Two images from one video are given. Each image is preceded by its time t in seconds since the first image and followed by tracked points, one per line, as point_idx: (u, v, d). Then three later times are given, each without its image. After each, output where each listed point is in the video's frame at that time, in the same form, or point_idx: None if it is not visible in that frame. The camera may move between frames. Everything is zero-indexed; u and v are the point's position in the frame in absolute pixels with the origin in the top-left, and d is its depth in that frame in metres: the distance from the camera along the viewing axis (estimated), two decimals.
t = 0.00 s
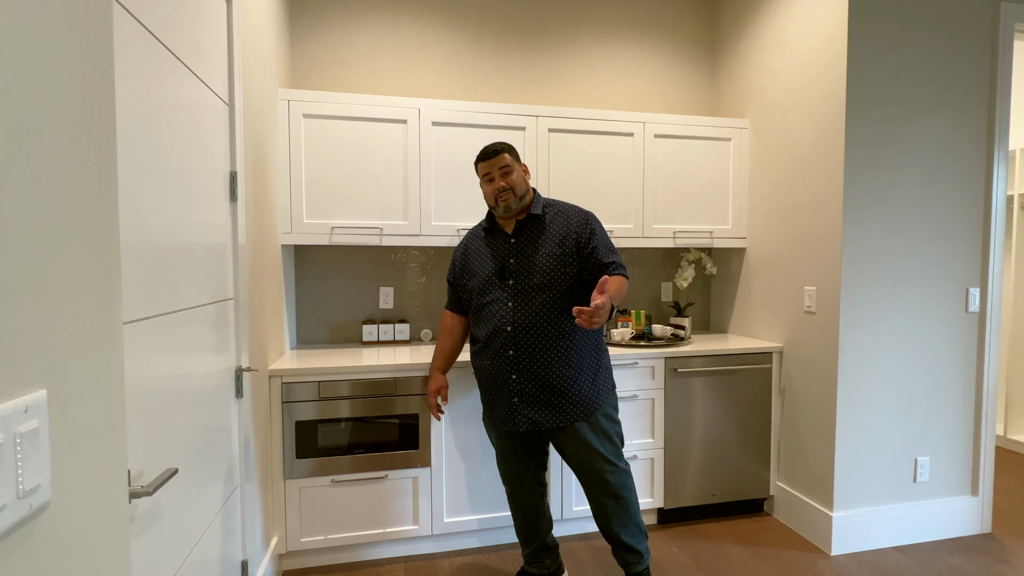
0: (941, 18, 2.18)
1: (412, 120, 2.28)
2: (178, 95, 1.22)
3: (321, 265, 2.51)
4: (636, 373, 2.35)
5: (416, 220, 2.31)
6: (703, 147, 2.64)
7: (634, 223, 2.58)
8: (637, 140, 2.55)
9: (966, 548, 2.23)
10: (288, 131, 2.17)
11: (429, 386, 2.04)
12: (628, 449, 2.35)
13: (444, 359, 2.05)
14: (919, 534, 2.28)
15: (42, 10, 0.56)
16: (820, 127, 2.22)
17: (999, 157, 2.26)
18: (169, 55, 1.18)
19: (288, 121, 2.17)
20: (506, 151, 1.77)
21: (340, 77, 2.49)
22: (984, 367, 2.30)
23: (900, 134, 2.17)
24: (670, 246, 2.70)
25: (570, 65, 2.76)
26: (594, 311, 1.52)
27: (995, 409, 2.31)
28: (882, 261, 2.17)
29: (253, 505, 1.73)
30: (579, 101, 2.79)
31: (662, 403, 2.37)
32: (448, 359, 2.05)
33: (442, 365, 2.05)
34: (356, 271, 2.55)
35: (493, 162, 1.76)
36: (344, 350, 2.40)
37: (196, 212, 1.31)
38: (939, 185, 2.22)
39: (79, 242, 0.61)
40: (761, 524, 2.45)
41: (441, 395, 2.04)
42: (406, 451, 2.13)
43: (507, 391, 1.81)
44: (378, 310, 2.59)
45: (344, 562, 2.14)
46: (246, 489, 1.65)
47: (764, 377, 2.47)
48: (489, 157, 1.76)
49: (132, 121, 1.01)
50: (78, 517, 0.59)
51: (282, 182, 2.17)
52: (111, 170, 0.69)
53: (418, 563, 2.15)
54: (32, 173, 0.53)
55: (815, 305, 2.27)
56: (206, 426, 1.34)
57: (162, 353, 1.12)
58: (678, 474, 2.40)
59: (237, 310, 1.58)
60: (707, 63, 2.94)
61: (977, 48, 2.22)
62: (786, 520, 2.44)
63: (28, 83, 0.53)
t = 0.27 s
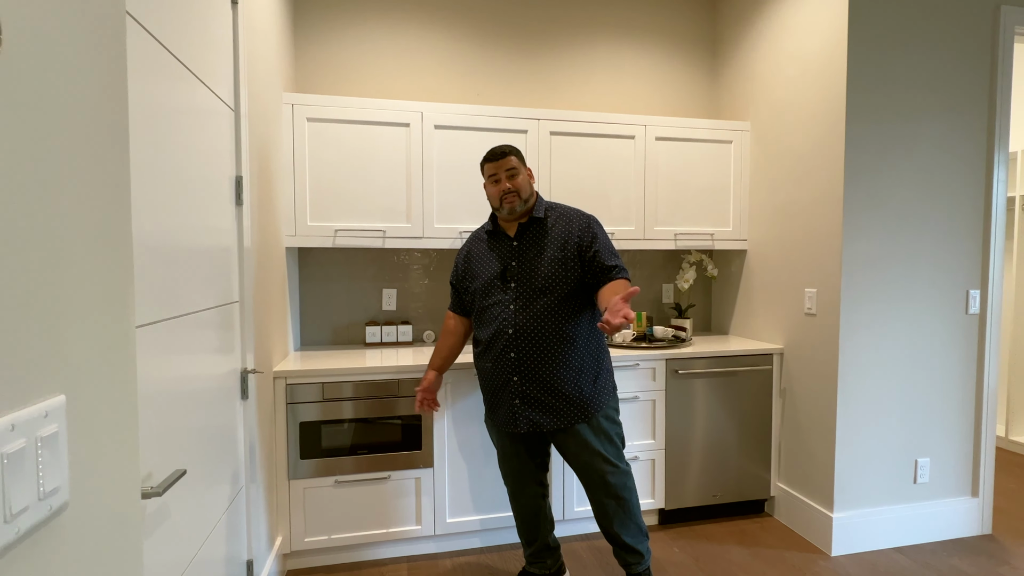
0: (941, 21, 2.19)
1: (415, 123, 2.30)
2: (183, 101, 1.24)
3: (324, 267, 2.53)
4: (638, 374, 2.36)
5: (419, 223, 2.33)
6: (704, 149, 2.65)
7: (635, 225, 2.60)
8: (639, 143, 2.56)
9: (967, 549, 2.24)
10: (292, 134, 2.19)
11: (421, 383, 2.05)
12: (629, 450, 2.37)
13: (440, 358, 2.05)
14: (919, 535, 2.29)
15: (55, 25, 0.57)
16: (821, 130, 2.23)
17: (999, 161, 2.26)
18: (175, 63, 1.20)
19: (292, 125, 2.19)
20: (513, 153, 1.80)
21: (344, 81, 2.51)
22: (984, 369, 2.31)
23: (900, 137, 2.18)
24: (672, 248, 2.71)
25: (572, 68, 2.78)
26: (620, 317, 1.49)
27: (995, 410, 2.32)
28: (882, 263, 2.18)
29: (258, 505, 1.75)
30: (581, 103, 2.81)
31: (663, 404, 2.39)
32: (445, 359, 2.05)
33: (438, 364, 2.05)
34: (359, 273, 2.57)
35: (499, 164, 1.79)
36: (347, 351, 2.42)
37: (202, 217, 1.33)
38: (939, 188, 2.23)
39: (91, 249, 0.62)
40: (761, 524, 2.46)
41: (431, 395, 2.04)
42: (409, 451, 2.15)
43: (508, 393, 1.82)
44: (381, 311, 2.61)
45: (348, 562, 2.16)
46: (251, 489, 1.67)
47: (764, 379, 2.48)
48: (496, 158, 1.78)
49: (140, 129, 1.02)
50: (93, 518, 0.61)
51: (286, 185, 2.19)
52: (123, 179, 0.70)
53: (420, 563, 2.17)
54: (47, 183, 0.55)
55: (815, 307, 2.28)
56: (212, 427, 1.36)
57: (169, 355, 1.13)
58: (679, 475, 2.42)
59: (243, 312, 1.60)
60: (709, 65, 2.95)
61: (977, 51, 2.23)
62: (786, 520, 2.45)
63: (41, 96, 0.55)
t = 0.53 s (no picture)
0: (942, 22, 2.19)
1: (416, 124, 2.30)
2: (185, 103, 1.24)
3: (326, 267, 2.54)
4: (639, 375, 2.36)
5: (420, 224, 2.34)
6: (705, 150, 2.65)
7: (636, 226, 2.60)
8: (640, 143, 2.56)
9: (968, 550, 2.23)
10: (294, 135, 2.20)
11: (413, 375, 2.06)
12: (629, 450, 2.37)
13: (435, 354, 2.05)
14: (921, 536, 2.29)
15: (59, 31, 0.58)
16: (822, 130, 2.23)
17: (1002, 158, 2.26)
18: (177, 65, 1.21)
19: (294, 126, 2.20)
20: (522, 154, 1.82)
21: (345, 82, 2.51)
22: (985, 370, 2.30)
23: (902, 137, 2.18)
24: (672, 249, 2.71)
25: (573, 69, 2.78)
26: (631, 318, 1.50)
27: (997, 411, 2.32)
28: (884, 264, 2.18)
29: (259, 505, 1.75)
30: (582, 104, 2.81)
31: (664, 405, 2.39)
32: (440, 356, 2.05)
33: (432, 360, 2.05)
34: (361, 274, 2.58)
35: (509, 162, 1.79)
36: (349, 352, 2.42)
37: (204, 218, 1.33)
38: (942, 186, 2.23)
39: (93, 251, 0.63)
40: (762, 525, 2.46)
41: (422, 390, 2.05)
42: (410, 452, 2.16)
43: (508, 393, 1.83)
44: (382, 312, 2.61)
45: (349, 562, 2.17)
46: (253, 489, 1.68)
47: (765, 379, 2.48)
48: (506, 157, 1.78)
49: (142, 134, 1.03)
50: (96, 519, 0.61)
51: (287, 186, 2.19)
52: (126, 182, 0.71)
53: (422, 563, 2.17)
54: (50, 187, 0.55)
55: (816, 307, 2.28)
56: (214, 428, 1.37)
57: (172, 357, 1.14)
58: (680, 476, 2.42)
59: (245, 313, 1.61)
60: (710, 66, 2.95)
61: (979, 51, 2.23)
62: (787, 521, 2.45)
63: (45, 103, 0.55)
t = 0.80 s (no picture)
0: (944, 21, 2.18)
1: (416, 123, 2.30)
2: (184, 101, 1.24)
3: (326, 267, 2.54)
4: (639, 374, 2.36)
5: (420, 223, 2.33)
6: (706, 149, 2.65)
7: (637, 225, 2.59)
8: (641, 142, 2.56)
9: (970, 551, 2.23)
10: (294, 134, 2.20)
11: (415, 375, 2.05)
12: (630, 450, 2.36)
13: (436, 353, 2.05)
14: (923, 536, 2.28)
15: (55, 29, 0.57)
16: (824, 129, 2.22)
17: (1003, 159, 2.25)
18: (176, 62, 1.20)
19: (294, 125, 2.19)
20: (524, 153, 1.81)
21: (346, 81, 2.51)
22: (987, 369, 2.30)
23: (903, 137, 2.17)
24: (673, 248, 2.70)
25: (573, 68, 2.77)
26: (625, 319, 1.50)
27: (999, 411, 2.31)
28: (886, 263, 2.17)
29: (259, 505, 1.75)
30: (583, 103, 2.80)
31: (665, 404, 2.38)
32: (441, 356, 2.04)
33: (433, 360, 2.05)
34: (361, 273, 2.58)
35: (510, 162, 1.79)
36: (349, 351, 2.42)
37: (203, 217, 1.33)
38: (943, 186, 2.22)
39: (90, 249, 0.62)
40: (764, 525, 2.46)
41: (424, 390, 2.04)
42: (411, 452, 2.15)
43: (508, 392, 1.82)
44: (382, 311, 2.61)
45: (349, 562, 2.16)
46: (253, 489, 1.68)
47: (766, 379, 2.47)
48: (507, 157, 1.78)
49: (141, 131, 1.02)
50: (93, 518, 0.61)
51: (287, 185, 2.19)
52: (124, 179, 0.70)
53: (422, 563, 2.16)
54: (47, 184, 0.55)
55: (818, 307, 2.27)
56: (214, 427, 1.36)
57: (171, 356, 1.13)
58: (681, 475, 2.41)
59: (244, 312, 1.61)
60: (711, 65, 2.94)
61: (981, 50, 2.22)
62: (788, 521, 2.45)
63: (41, 99, 0.55)
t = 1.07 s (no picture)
0: (945, 21, 2.18)
1: (417, 123, 2.30)
2: (184, 99, 1.23)
3: (327, 266, 2.54)
4: (640, 374, 2.36)
5: (421, 223, 2.33)
6: (707, 148, 2.64)
7: (638, 225, 2.59)
8: (641, 142, 2.56)
9: (971, 550, 2.22)
10: (294, 134, 2.19)
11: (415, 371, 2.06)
12: (631, 450, 2.36)
13: (436, 350, 2.05)
14: (923, 535, 2.28)
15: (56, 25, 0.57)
16: (825, 128, 2.22)
17: (1004, 159, 2.25)
18: (177, 61, 1.20)
19: (294, 124, 2.19)
20: (527, 154, 1.76)
21: (346, 81, 2.51)
22: (989, 369, 2.29)
23: (905, 136, 2.16)
24: (674, 248, 2.70)
25: (574, 67, 2.77)
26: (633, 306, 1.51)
27: (999, 410, 2.31)
28: (887, 263, 2.17)
29: (259, 504, 1.74)
30: (583, 103, 2.80)
31: (666, 404, 2.38)
32: (440, 353, 2.04)
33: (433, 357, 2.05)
34: (361, 273, 2.57)
35: (509, 161, 1.76)
36: (349, 351, 2.42)
37: (204, 217, 1.33)
38: (944, 186, 2.22)
39: (91, 247, 0.62)
40: (764, 524, 2.45)
41: (424, 387, 2.04)
42: (411, 451, 2.15)
43: (509, 391, 1.82)
44: (383, 311, 2.61)
45: (349, 562, 2.16)
46: (254, 488, 1.67)
47: (767, 379, 2.47)
48: (507, 155, 1.76)
49: (142, 130, 1.02)
50: (95, 517, 0.61)
51: (288, 185, 2.19)
52: (125, 178, 0.70)
53: (422, 563, 2.16)
54: (47, 182, 0.54)
55: (819, 306, 2.27)
56: (215, 426, 1.36)
57: (171, 355, 1.13)
58: (681, 475, 2.41)
59: (245, 311, 1.60)
60: (711, 64, 2.94)
61: (982, 49, 2.22)
62: (789, 521, 2.44)
63: (42, 96, 0.54)
